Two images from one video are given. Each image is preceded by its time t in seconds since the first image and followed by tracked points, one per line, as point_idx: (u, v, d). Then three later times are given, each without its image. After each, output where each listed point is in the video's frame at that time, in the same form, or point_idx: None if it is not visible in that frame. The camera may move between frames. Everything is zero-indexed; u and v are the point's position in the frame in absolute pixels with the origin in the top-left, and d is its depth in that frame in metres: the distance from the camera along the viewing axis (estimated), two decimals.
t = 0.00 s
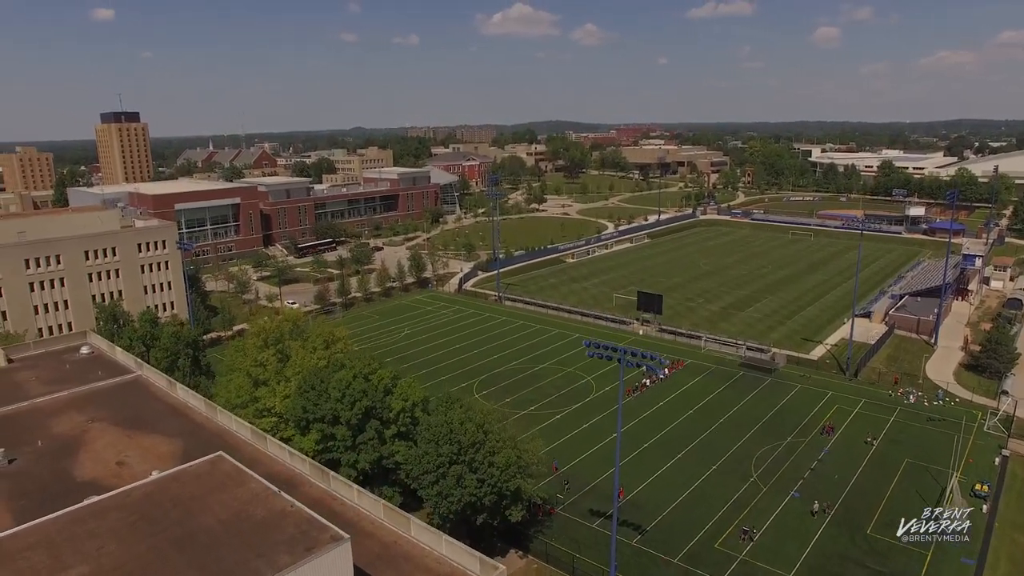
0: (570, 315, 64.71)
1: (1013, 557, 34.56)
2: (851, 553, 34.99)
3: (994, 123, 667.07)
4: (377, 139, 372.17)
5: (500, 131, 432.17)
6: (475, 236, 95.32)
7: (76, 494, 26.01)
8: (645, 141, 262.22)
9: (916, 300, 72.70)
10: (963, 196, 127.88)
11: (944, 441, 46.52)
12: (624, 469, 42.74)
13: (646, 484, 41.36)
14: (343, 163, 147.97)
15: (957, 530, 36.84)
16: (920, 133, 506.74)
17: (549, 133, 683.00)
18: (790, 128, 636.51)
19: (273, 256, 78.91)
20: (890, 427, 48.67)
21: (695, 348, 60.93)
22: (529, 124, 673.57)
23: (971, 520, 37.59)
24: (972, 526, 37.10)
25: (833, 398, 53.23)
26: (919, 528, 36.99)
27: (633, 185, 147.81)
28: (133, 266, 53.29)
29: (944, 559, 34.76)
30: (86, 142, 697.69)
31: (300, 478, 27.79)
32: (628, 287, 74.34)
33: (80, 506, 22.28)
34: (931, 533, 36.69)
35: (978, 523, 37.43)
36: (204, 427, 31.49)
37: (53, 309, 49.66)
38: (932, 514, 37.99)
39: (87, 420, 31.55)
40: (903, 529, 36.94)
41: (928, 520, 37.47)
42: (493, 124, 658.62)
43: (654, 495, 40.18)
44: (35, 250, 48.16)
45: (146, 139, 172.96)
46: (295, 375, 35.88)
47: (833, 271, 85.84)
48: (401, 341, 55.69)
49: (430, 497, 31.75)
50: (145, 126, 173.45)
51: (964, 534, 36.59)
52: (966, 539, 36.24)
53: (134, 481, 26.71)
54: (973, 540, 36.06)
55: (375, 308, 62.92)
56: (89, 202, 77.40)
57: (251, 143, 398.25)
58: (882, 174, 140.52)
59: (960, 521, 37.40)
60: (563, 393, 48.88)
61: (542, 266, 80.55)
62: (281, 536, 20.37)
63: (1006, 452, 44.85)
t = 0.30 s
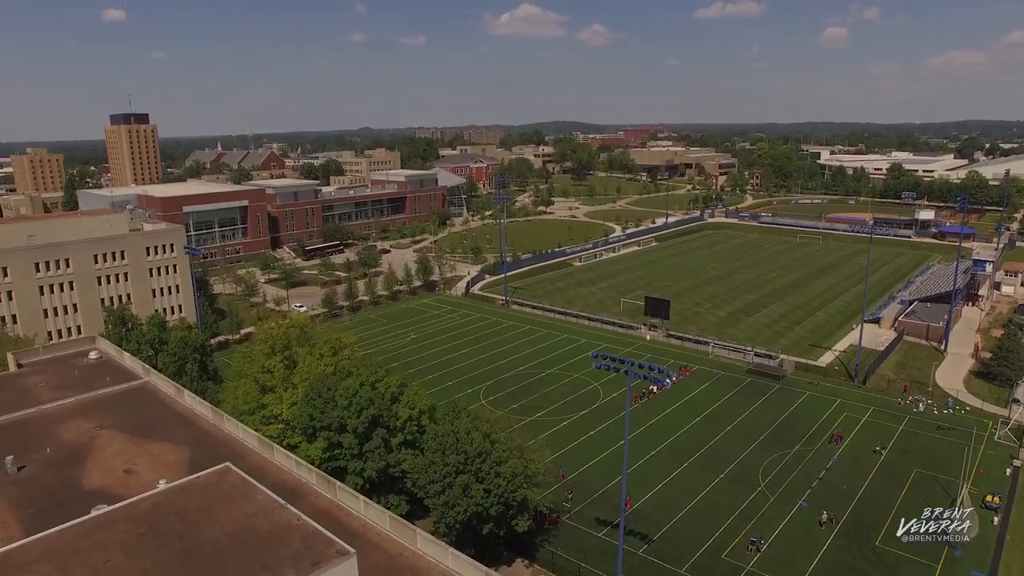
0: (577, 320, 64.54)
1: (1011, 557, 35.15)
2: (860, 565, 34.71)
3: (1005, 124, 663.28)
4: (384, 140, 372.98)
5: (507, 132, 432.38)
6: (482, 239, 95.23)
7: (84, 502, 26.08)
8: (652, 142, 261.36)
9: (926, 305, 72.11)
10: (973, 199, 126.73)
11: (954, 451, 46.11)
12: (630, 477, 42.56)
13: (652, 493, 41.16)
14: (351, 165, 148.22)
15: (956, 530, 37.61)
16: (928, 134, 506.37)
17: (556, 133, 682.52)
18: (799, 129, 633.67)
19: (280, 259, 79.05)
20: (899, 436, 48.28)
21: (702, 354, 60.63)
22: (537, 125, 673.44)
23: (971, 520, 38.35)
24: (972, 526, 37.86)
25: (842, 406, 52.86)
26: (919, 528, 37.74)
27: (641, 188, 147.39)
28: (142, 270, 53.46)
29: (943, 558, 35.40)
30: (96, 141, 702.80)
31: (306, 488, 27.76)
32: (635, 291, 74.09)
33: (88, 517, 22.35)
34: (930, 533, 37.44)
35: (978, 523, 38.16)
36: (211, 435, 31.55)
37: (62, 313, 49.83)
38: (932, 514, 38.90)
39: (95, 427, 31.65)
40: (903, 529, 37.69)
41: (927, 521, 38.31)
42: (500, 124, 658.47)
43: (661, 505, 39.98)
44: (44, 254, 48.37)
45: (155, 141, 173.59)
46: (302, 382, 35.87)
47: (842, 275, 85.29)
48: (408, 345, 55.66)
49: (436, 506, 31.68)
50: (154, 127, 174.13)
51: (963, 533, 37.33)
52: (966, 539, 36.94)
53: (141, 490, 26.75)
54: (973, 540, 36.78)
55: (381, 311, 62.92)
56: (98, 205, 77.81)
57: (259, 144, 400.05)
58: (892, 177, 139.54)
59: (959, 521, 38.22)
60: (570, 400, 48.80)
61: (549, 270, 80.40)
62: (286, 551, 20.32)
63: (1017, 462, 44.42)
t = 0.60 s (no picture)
0: (585, 324, 64.38)
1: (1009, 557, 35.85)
2: None
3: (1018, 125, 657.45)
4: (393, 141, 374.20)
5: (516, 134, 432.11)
6: (491, 242, 95.14)
7: (94, 510, 26.20)
8: (661, 144, 260.49)
9: (938, 311, 71.44)
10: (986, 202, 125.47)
11: (966, 460, 45.66)
12: (639, 485, 42.40)
13: (660, 501, 40.99)
14: (360, 167, 148.43)
15: (957, 529, 38.28)
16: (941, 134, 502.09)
17: (566, 134, 681.32)
18: (809, 130, 630.09)
19: (289, 262, 79.30)
20: (910, 445, 47.84)
21: (711, 360, 60.31)
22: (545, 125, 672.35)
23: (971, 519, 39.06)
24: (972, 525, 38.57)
25: (852, 414, 52.46)
26: (920, 528, 38.38)
27: (650, 190, 146.88)
28: (152, 273, 53.71)
29: (942, 558, 36.06)
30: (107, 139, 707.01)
31: (315, 497, 27.75)
32: (644, 295, 73.79)
33: (98, 528, 22.45)
34: (931, 533, 38.06)
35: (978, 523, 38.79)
36: (221, 441, 31.64)
37: (74, 315, 50.13)
38: (931, 514, 39.64)
39: (105, 433, 31.79)
40: (904, 529, 38.30)
41: (928, 521, 38.94)
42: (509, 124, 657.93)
43: (669, 513, 39.82)
44: (56, 258, 48.67)
45: (166, 142, 174.43)
46: (311, 388, 35.92)
47: (852, 280, 84.66)
48: (416, 349, 55.68)
49: (444, 515, 31.65)
50: (164, 129, 175.04)
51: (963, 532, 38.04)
52: (964, 538, 37.62)
53: (150, 499, 26.83)
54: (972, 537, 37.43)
55: (390, 315, 63.00)
56: (110, 207, 78.29)
57: (267, 144, 401.68)
58: (903, 180, 138.48)
59: (959, 521, 38.89)
60: (578, 406, 48.74)
61: (558, 273, 80.29)
62: (296, 564, 20.33)
63: None
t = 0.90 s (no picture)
0: (596, 329, 64.20)
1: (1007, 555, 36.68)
2: None
3: None
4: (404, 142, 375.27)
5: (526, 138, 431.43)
6: (502, 245, 95.09)
7: (107, 517, 26.36)
8: (672, 146, 259.61)
9: (953, 318, 70.66)
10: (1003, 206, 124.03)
11: (981, 471, 45.08)
12: (649, 493, 42.23)
13: (671, 510, 40.78)
14: (372, 168, 148.82)
15: (956, 529, 39.02)
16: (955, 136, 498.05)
17: (576, 134, 680.55)
18: (822, 132, 625.46)
19: (301, 264, 79.58)
20: (924, 455, 47.30)
21: (723, 366, 59.97)
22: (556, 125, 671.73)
23: (968, 519, 39.95)
24: (970, 525, 39.38)
25: (865, 422, 52.01)
26: (920, 528, 39.01)
27: (661, 193, 146.40)
28: (165, 276, 53.99)
29: (942, 557, 36.74)
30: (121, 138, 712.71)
31: (326, 506, 27.77)
32: (655, 300, 73.48)
33: (111, 538, 22.64)
34: (931, 533, 38.71)
35: (976, 522, 39.66)
36: (233, 448, 31.75)
37: (88, 318, 50.49)
38: (931, 514, 40.29)
39: (118, 438, 31.98)
40: (904, 529, 38.95)
41: (928, 521, 39.58)
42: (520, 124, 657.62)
43: (680, 522, 39.60)
44: (71, 261, 49.07)
45: (179, 144, 175.52)
46: (323, 395, 35.98)
47: (866, 285, 83.94)
48: (427, 353, 55.74)
49: (454, 524, 31.66)
50: (178, 130, 176.24)
51: (962, 532, 38.80)
52: (963, 538, 38.38)
53: (162, 507, 26.98)
54: (970, 538, 38.28)
55: (401, 318, 63.11)
56: (124, 210, 78.93)
57: (279, 145, 403.84)
58: (917, 183, 137.24)
59: (959, 521, 39.68)
60: (589, 412, 48.62)
61: (569, 277, 80.12)
62: None
63: None
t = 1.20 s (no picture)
0: (608, 334, 63.96)
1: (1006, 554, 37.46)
2: None
3: None
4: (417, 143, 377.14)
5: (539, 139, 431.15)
6: (514, 248, 95.00)
7: (122, 523, 26.51)
8: (684, 148, 257.86)
9: (969, 325, 69.77)
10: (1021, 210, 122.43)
11: (998, 483, 44.46)
12: (661, 501, 42.05)
13: (683, 519, 40.56)
14: (384, 170, 149.12)
15: (956, 529, 39.84)
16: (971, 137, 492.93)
17: (589, 135, 678.54)
18: (837, 133, 620.33)
19: (314, 267, 79.85)
20: (941, 465, 46.70)
21: (736, 373, 59.55)
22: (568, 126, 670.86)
23: (968, 519, 40.71)
24: (970, 525, 40.16)
25: (879, 430, 51.50)
26: (920, 528, 39.83)
27: (674, 195, 145.76)
28: (179, 278, 54.33)
29: (942, 556, 37.54)
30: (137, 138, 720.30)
31: (338, 514, 27.75)
32: (668, 304, 73.12)
33: (126, 547, 22.81)
34: (931, 532, 39.52)
35: (976, 522, 40.43)
36: (246, 454, 31.92)
37: (103, 320, 50.86)
38: (931, 514, 41.07)
39: (132, 443, 32.19)
40: (904, 529, 39.68)
41: (928, 521, 40.38)
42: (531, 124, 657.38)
43: (692, 531, 39.38)
44: (86, 264, 49.52)
45: (193, 145, 176.59)
46: (335, 401, 36.05)
47: (881, 290, 83.10)
48: (438, 358, 55.82)
49: (466, 533, 31.65)
50: (192, 131, 177.33)
51: (962, 532, 39.59)
52: (963, 538, 39.18)
53: (175, 514, 27.12)
54: (970, 538, 39.05)
55: (413, 321, 63.19)
56: (139, 212, 79.53)
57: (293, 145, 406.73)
58: (933, 186, 135.80)
59: (958, 521, 40.47)
60: (601, 418, 48.53)
61: (581, 280, 79.93)
62: None
63: None
